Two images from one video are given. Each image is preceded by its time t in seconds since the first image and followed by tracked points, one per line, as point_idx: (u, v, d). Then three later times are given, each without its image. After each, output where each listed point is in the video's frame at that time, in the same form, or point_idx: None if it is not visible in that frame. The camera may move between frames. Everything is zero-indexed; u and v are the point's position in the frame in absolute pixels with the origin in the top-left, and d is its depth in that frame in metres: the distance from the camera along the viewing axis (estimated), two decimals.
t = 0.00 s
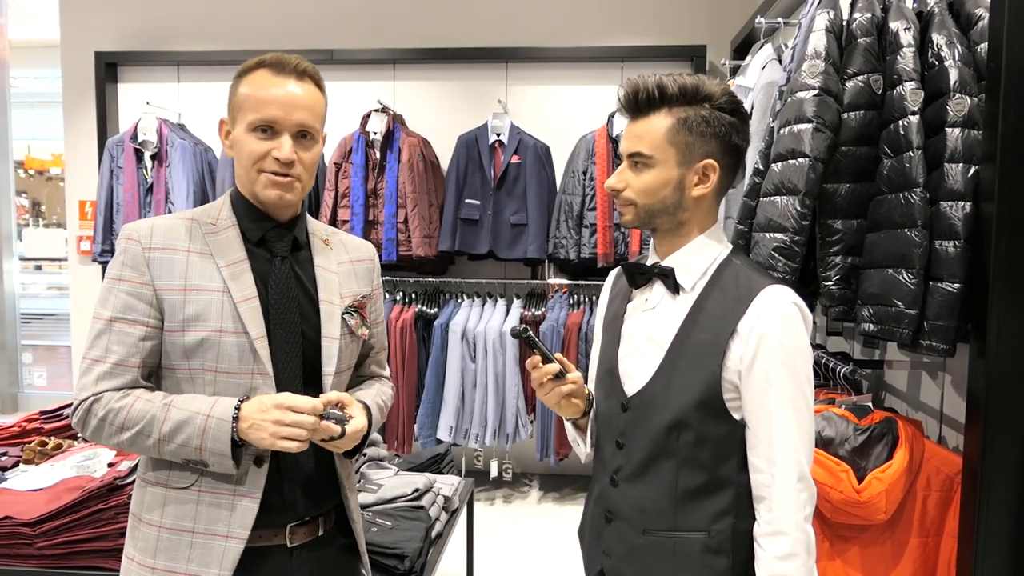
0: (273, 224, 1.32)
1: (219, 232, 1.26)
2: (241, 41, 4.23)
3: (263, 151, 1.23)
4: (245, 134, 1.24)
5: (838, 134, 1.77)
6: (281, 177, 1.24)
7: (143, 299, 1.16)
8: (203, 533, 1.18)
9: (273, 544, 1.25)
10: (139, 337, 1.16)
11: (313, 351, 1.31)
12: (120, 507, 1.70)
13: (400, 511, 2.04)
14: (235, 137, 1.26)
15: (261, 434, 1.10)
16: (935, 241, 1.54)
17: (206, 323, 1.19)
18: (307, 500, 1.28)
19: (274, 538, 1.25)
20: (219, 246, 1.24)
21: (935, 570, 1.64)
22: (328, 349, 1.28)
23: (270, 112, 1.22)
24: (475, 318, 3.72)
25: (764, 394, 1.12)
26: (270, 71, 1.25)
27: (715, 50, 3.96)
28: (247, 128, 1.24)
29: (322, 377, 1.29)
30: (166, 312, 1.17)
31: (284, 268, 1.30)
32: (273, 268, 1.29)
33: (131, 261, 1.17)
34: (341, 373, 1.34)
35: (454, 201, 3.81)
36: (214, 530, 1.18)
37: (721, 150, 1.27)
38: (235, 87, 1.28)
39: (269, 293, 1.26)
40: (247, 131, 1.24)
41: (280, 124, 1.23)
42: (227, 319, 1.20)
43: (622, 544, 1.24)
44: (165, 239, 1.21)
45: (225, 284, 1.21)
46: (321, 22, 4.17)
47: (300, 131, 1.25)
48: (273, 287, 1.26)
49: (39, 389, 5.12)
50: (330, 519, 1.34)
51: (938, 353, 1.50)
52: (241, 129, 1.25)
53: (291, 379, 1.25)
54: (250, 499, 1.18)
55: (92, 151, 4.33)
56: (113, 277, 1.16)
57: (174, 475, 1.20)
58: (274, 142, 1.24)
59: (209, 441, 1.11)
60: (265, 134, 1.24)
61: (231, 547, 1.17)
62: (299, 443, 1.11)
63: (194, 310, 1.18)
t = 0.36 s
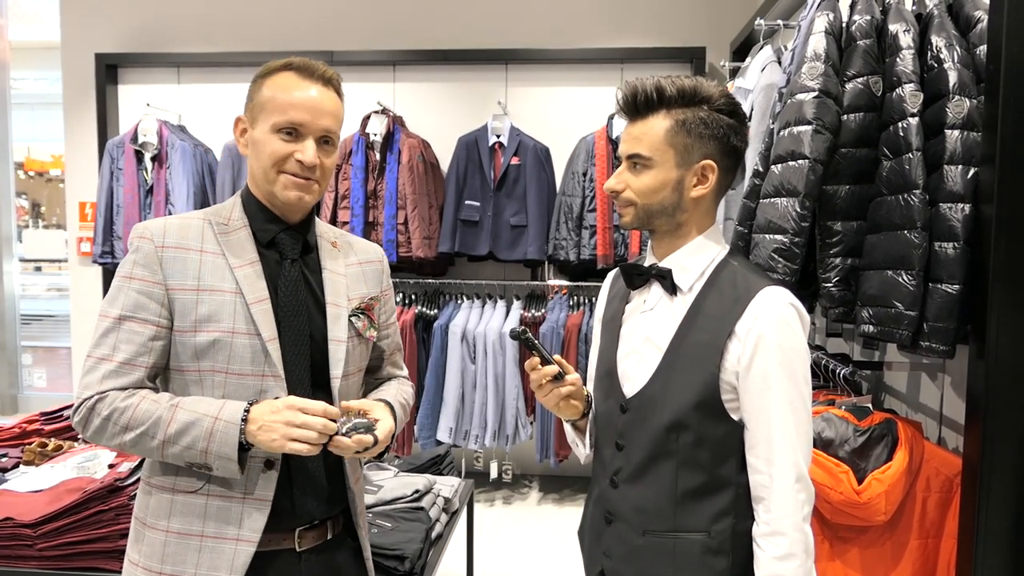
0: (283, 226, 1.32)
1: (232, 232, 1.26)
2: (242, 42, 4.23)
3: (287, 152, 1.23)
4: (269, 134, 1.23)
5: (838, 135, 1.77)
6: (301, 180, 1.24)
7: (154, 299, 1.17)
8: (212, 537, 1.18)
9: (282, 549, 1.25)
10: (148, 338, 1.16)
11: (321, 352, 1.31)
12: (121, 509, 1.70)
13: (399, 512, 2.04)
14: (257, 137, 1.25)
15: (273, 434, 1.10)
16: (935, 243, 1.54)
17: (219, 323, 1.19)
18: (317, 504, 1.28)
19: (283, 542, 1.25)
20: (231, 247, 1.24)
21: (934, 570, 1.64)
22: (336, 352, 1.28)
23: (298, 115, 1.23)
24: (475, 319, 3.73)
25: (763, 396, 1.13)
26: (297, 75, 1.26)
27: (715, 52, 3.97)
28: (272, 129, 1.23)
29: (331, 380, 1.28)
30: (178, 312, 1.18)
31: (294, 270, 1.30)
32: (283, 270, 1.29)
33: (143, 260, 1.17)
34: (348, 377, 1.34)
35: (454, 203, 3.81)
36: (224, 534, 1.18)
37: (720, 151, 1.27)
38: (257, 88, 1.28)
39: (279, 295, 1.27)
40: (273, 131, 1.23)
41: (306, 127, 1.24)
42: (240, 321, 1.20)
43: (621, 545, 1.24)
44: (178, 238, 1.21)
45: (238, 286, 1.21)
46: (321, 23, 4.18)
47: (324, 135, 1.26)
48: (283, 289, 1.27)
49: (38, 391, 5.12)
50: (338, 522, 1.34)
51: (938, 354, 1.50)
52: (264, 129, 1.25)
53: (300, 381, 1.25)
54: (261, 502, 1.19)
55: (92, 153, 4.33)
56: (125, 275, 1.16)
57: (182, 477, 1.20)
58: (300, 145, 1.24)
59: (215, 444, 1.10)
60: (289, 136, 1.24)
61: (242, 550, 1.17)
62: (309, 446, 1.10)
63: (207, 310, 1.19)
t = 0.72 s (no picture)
0: (284, 228, 1.32)
1: (233, 237, 1.26)
2: (242, 43, 4.23)
3: (297, 155, 1.23)
4: (275, 138, 1.23)
5: (836, 136, 1.77)
6: (310, 182, 1.25)
7: (159, 308, 1.17)
8: (223, 543, 1.18)
9: (293, 551, 1.26)
10: (155, 347, 1.17)
11: (327, 355, 1.31)
12: (122, 509, 1.71)
13: (399, 512, 2.05)
14: (261, 140, 1.24)
15: (292, 435, 1.10)
16: (933, 243, 1.54)
17: (223, 331, 1.19)
18: (323, 507, 1.28)
19: (293, 544, 1.25)
20: (233, 252, 1.25)
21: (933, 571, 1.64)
22: (342, 353, 1.28)
23: (305, 119, 1.22)
24: (475, 319, 3.73)
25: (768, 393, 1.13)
26: (299, 75, 1.25)
27: (714, 51, 3.97)
28: (280, 132, 1.22)
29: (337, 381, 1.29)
30: (182, 320, 1.18)
31: (298, 273, 1.29)
32: (287, 273, 1.29)
33: (145, 269, 1.18)
34: (355, 377, 1.34)
35: (453, 203, 3.81)
36: (234, 540, 1.18)
37: (727, 151, 1.29)
38: (257, 89, 1.26)
39: (283, 298, 1.27)
40: (278, 134, 1.23)
41: (313, 129, 1.24)
42: (244, 327, 1.20)
43: (625, 544, 1.23)
44: (178, 246, 1.22)
45: (241, 292, 1.22)
46: (320, 23, 4.18)
47: (330, 136, 1.26)
48: (287, 291, 1.27)
49: (38, 391, 5.12)
50: (348, 524, 1.34)
51: (936, 354, 1.50)
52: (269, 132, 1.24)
53: (307, 385, 1.25)
54: (273, 507, 1.19)
55: (92, 154, 4.33)
56: (128, 286, 1.17)
57: (192, 484, 1.21)
58: (308, 147, 1.24)
59: (231, 454, 1.11)
60: (296, 139, 1.23)
61: (253, 555, 1.17)
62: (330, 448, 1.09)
63: (211, 318, 1.19)
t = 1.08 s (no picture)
0: (278, 227, 1.31)
1: (223, 238, 1.26)
2: (241, 42, 4.23)
3: (316, 158, 1.22)
4: (293, 144, 1.21)
5: (835, 135, 1.77)
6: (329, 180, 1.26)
7: (151, 312, 1.18)
8: (219, 543, 1.19)
9: (287, 549, 1.26)
10: (148, 351, 1.18)
11: (321, 355, 1.31)
12: (121, 508, 1.71)
13: (399, 511, 2.05)
14: (273, 147, 1.21)
15: (280, 432, 1.11)
16: (933, 242, 1.55)
17: (216, 334, 1.20)
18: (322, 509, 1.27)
19: (286, 542, 1.25)
20: (224, 253, 1.24)
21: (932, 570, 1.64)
22: (335, 351, 1.28)
23: (323, 121, 1.21)
24: (475, 318, 3.73)
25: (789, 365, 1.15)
26: (302, 74, 1.23)
27: (713, 50, 3.97)
28: (297, 137, 1.20)
29: (329, 381, 1.29)
30: (174, 324, 1.19)
31: (291, 272, 1.29)
32: (280, 273, 1.28)
33: (135, 272, 1.18)
34: (349, 374, 1.34)
35: (453, 201, 3.81)
36: (230, 540, 1.19)
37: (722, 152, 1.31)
38: (255, 90, 1.22)
39: (277, 300, 1.26)
40: (294, 140, 1.21)
41: (328, 131, 1.23)
42: (236, 330, 1.20)
43: (646, 542, 1.21)
44: (170, 250, 1.22)
45: (233, 292, 1.22)
46: (320, 22, 4.18)
47: (339, 133, 1.26)
48: (280, 292, 1.26)
49: (38, 390, 5.12)
50: (341, 522, 1.34)
51: (935, 353, 1.50)
52: (282, 137, 1.21)
53: (301, 385, 1.25)
54: (267, 508, 1.19)
55: (90, 153, 4.33)
56: (118, 291, 1.17)
57: (188, 484, 1.21)
58: (324, 149, 1.24)
59: (226, 457, 1.12)
60: (313, 142, 1.22)
61: (248, 556, 1.18)
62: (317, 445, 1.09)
63: (203, 322, 1.19)
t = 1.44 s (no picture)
0: (266, 227, 1.31)
1: (212, 239, 1.25)
2: (240, 42, 4.24)
3: (308, 157, 1.23)
4: (285, 144, 1.21)
5: (834, 134, 1.77)
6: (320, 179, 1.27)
7: (138, 316, 1.18)
8: (209, 540, 1.20)
9: (274, 542, 1.27)
10: (136, 355, 1.17)
11: (311, 355, 1.32)
12: (121, 506, 1.71)
13: (399, 510, 2.05)
14: (265, 147, 1.21)
15: (272, 441, 1.12)
16: (931, 241, 1.55)
17: (205, 339, 1.20)
18: (312, 502, 1.29)
19: (273, 536, 1.26)
20: (213, 256, 1.24)
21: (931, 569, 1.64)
22: (325, 350, 1.28)
23: (314, 119, 1.22)
24: (474, 317, 3.74)
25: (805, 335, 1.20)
26: (288, 71, 1.23)
27: (712, 50, 3.98)
28: (287, 135, 1.21)
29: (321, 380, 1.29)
30: (164, 328, 1.19)
31: (280, 273, 1.29)
32: (268, 274, 1.28)
33: (123, 277, 1.18)
34: (339, 371, 1.35)
35: (452, 201, 3.81)
36: (218, 538, 1.19)
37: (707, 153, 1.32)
38: (243, 90, 1.21)
39: (265, 303, 1.27)
40: (287, 139, 1.21)
41: (318, 128, 1.23)
42: (226, 334, 1.21)
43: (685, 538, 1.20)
44: (156, 252, 1.21)
45: (222, 298, 1.22)
46: (319, 22, 4.18)
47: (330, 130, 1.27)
48: (269, 294, 1.26)
49: (37, 390, 5.12)
50: (326, 517, 1.34)
51: (934, 352, 1.50)
52: (272, 137, 1.21)
53: (292, 385, 1.26)
54: (256, 510, 1.20)
55: (89, 153, 4.34)
56: (106, 294, 1.17)
57: (176, 484, 1.21)
58: (316, 147, 1.24)
59: (214, 462, 1.13)
60: (304, 141, 1.22)
61: (234, 554, 1.18)
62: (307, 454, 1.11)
63: (192, 326, 1.20)
